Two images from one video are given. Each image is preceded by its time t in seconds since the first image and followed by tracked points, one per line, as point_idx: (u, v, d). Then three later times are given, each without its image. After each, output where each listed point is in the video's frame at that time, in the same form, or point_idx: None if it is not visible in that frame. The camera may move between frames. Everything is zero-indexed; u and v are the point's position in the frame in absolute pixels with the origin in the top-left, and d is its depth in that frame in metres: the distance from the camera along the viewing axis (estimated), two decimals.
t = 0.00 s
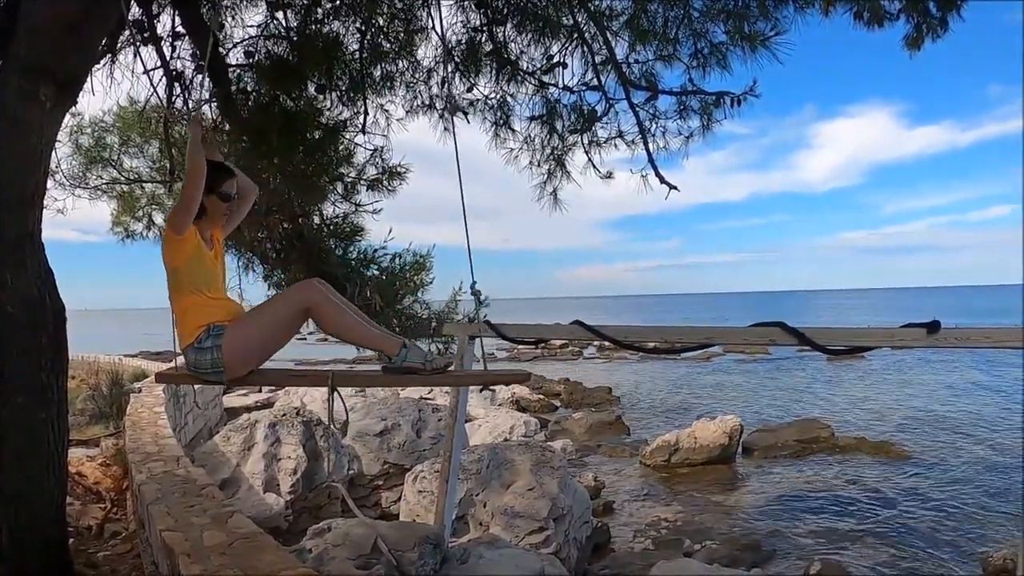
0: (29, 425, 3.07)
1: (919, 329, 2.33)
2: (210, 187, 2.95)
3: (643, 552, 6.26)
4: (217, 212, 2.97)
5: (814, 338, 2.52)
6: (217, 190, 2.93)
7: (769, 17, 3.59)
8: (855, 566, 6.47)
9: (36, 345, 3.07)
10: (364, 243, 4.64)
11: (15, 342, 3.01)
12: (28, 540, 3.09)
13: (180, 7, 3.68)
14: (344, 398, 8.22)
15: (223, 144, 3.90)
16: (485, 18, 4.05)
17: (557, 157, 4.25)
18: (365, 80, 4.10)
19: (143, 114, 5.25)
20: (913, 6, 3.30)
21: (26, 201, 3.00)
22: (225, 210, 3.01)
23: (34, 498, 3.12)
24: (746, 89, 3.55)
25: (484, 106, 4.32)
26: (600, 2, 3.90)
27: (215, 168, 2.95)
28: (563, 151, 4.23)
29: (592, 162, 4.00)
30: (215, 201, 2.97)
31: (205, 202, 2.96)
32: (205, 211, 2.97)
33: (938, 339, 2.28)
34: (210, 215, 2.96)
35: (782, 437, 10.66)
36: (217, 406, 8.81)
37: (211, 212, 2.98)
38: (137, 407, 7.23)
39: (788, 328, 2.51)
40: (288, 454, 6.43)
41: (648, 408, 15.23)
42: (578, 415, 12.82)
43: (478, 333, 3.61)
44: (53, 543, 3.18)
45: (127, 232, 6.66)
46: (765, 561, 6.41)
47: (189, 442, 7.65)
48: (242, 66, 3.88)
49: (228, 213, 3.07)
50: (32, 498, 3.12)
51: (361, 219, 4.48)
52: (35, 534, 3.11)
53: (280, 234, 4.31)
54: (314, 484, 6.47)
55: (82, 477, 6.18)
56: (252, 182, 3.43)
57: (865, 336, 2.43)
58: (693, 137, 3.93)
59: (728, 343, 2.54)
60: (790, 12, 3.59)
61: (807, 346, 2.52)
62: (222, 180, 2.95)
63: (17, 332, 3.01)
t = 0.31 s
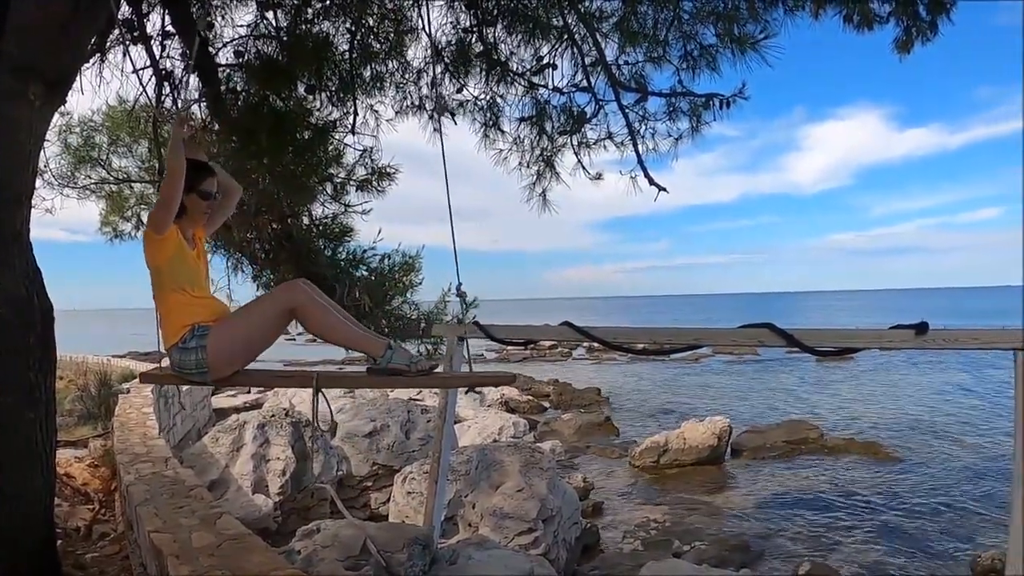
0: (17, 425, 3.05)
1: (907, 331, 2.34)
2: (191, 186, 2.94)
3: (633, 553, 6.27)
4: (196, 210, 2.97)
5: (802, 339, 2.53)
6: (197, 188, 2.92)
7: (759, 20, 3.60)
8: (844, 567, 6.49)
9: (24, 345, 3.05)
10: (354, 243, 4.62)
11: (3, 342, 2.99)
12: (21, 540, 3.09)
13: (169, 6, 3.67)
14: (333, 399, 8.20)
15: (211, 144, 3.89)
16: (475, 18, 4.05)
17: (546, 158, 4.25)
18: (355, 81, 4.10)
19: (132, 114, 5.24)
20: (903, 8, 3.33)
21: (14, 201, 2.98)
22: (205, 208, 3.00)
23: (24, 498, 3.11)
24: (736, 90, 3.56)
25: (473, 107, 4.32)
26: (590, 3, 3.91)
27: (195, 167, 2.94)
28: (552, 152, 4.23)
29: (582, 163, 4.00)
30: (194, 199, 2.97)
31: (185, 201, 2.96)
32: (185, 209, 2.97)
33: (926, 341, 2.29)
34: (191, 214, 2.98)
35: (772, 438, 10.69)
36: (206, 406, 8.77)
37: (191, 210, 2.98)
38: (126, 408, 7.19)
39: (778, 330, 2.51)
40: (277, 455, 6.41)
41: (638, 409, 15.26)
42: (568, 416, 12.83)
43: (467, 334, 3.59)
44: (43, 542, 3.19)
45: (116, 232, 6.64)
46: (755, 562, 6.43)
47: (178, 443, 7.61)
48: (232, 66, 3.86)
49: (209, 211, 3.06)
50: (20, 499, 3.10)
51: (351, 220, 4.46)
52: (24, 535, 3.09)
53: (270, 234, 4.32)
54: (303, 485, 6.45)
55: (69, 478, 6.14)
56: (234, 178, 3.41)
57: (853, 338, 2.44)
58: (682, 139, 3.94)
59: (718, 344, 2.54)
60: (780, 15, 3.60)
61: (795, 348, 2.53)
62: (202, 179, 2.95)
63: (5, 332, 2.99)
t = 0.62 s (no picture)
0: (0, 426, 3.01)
1: (892, 331, 2.35)
2: (169, 181, 2.97)
3: (619, 553, 6.28)
4: (177, 205, 2.98)
5: (788, 340, 2.52)
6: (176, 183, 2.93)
7: (746, 22, 3.62)
8: (829, 567, 6.53)
9: (9, 345, 3.02)
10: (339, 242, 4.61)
11: None
12: (9, 540, 3.07)
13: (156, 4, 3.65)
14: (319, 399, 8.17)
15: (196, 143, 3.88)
16: (463, 18, 4.04)
17: (533, 158, 4.26)
18: (342, 80, 4.09)
19: (118, 112, 5.21)
20: (890, 11, 3.33)
21: None
22: (185, 204, 3.00)
23: (8, 499, 3.09)
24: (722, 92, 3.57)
25: (460, 107, 4.31)
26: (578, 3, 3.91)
27: (175, 163, 2.95)
28: (538, 153, 4.24)
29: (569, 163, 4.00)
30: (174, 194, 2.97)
31: (165, 197, 2.97)
32: (166, 206, 2.97)
33: (911, 341, 2.31)
34: (172, 210, 2.98)
35: (758, 438, 10.74)
36: (191, 406, 8.73)
37: (171, 206, 2.99)
38: (111, 408, 7.14)
39: (764, 331, 2.51)
40: (262, 455, 6.39)
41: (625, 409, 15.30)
42: (555, 416, 12.84)
43: (451, 334, 3.57)
44: (28, 543, 3.17)
45: (101, 231, 6.59)
46: (741, 562, 6.44)
47: (163, 443, 7.57)
48: (219, 64, 3.83)
49: (191, 208, 3.07)
50: (3, 499, 3.07)
51: (337, 220, 4.45)
52: (7, 536, 3.07)
53: (256, 233, 4.27)
54: (289, 486, 6.43)
55: (54, 478, 6.10)
56: (217, 176, 3.39)
57: (839, 339, 2.44)
58: (669, 140, 3.95)
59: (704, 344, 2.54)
60: (766, 18, 3.61)
61: (780, 348, 2.52)
62: (182, 174, 2.96)
63: None
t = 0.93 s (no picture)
0: None
1: (881, 332, 2.36)
2: (160, 180, 2.93)
3: (609, 553, 6.29)
4: (169, 204, 2.94)
5: (777, 339, 2.53)
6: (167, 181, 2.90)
7: (736, 22, 3.62)
8: (820, 565, 6.55)
9: None
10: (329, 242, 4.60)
11: None
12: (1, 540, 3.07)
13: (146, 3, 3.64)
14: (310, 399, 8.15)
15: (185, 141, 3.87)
16: (453, 18, 4.03)
17: (523, 158, 4.26)
18: (332, 79, 4.07)
19: (108, 110, 5.19)
20: (880, 12, 3.37)
21: None
22: (177, 203, 2.96)
23: None
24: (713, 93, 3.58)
25: (450, 106, 4.29)
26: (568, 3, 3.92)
27: (165, 161, 2.91)
28: (528, 152, 4.23)
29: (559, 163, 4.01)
30: (166, 193, 2.93)
31: (157, 196, 2.93)
32: (157, 205, 2.93)
33: (901, 340, 2.31)
34: (164, 209, 2.94)
35: (748, 438, 10.76)
36: (181, 407, 8.69)
37: (164, 206, 2.96)
38: (100, 408, 7.11)
39: (754, 331, 2.51)
40: (253, 456, 6.37)
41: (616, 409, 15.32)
42: (546, 416, 12.83)
43: (440, 335, 3.56)
44: (17, 543, 3.15)
45: (91, 231, 6.55)
46: (732, 561, 6.45)
47: (153, 444, 7.54)
48: (209, 63, 3.85)
49: (183, 207, 3.03)
50: None
51: (327, 219, 4.42)
52: None
53: (245, 233, 4.31)
54: (279, 486, 6.41)
55: (44, 480, 6.07)
56: (210, 177, 3.40)
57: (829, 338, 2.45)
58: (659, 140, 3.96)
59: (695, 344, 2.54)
60: (757, 18, 3.61)
61: (770, 348, 2.52)
62: (173, 172, 2.93)
63: None
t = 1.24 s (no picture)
0: None
1: (865, 334, 2.38)
2: (158, 180, 2.89)
3: (595, 555, 6.29)
4: (168, 204, 2.90)
5: (761, 342, 2.52)
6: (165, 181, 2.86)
7: (722, 26, 3.63)
8: (806, 567, 6.57)
9: None
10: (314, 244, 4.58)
11: None
12: None
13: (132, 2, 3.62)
14: (294, 402, 8.12)
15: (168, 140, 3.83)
16: (439, 21, 4.00)
17: (509, 161, 4.26)
18: (318, 81, 4.06)
19: (93, 111, 5.16)
20: (866, 18, 3.48)
21: None
22: (175, 203, 2.92)
23: None
24: (699, 97, 3.59)
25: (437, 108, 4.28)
26: (554, 6, 3.92)
27: (161, 160, 2.87)
28: (514, 156, 4.24)
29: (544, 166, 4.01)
30: (164, 193, 2.90)
31: (155, 196, 2.89)
32: (156, 205, 2.89)
33: (886, 343, 2.34)
34: (163, 209, 2.90)
35: (733, 440, 10.79)
36: (165, 409, 8.64)
37: (162, 205, 2.91)
38: (85, 410, 7.06)
39: (738, 334, 2.52)
40: (238, 458, 6.35)
41: (603, 411, 15.35)
42: (532, 418, 12.83)
43: (426, 336, 3.54)
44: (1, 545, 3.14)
45: (77, 231, 6.49)
46: (717, 563, 6.47)
47: (138, 447, 7.49)
48: (195, 64, 3.82)
49: (182, 208, 2.98)
50: None
51: (313, 221, 4.41)
52: None
53: (230, 234, 4.21)
54: (264, 489, 6.38)
55: (28, 483, 6.02)
56: (209, 178, 3.37)
57: (812, 340, 2.46)
58: (644, 143, 3.97)
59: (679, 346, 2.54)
60: (743, 22, 3.62)
61: (754, 351, 2.52)
62: (171, 171, 2.89)
63: None
